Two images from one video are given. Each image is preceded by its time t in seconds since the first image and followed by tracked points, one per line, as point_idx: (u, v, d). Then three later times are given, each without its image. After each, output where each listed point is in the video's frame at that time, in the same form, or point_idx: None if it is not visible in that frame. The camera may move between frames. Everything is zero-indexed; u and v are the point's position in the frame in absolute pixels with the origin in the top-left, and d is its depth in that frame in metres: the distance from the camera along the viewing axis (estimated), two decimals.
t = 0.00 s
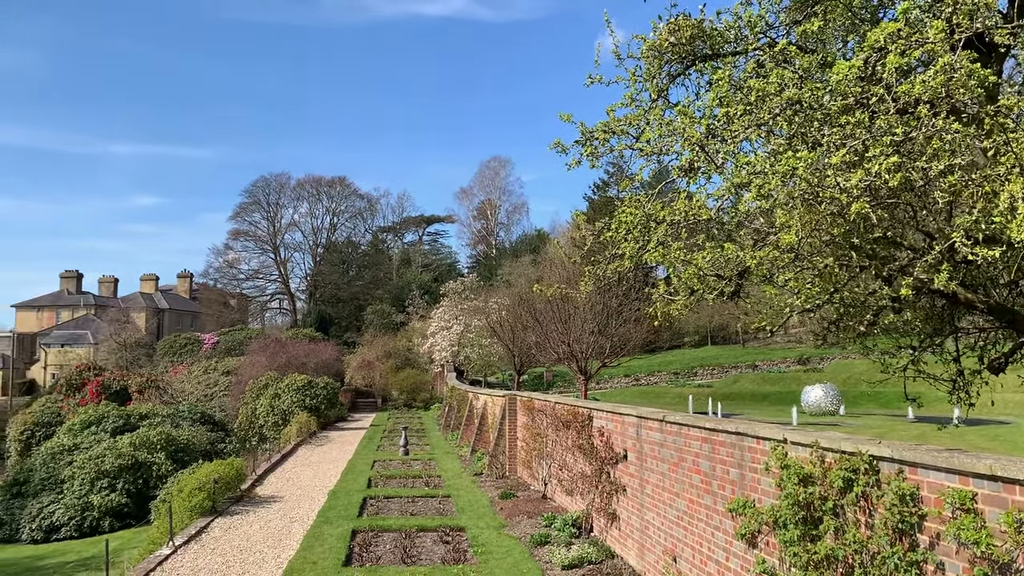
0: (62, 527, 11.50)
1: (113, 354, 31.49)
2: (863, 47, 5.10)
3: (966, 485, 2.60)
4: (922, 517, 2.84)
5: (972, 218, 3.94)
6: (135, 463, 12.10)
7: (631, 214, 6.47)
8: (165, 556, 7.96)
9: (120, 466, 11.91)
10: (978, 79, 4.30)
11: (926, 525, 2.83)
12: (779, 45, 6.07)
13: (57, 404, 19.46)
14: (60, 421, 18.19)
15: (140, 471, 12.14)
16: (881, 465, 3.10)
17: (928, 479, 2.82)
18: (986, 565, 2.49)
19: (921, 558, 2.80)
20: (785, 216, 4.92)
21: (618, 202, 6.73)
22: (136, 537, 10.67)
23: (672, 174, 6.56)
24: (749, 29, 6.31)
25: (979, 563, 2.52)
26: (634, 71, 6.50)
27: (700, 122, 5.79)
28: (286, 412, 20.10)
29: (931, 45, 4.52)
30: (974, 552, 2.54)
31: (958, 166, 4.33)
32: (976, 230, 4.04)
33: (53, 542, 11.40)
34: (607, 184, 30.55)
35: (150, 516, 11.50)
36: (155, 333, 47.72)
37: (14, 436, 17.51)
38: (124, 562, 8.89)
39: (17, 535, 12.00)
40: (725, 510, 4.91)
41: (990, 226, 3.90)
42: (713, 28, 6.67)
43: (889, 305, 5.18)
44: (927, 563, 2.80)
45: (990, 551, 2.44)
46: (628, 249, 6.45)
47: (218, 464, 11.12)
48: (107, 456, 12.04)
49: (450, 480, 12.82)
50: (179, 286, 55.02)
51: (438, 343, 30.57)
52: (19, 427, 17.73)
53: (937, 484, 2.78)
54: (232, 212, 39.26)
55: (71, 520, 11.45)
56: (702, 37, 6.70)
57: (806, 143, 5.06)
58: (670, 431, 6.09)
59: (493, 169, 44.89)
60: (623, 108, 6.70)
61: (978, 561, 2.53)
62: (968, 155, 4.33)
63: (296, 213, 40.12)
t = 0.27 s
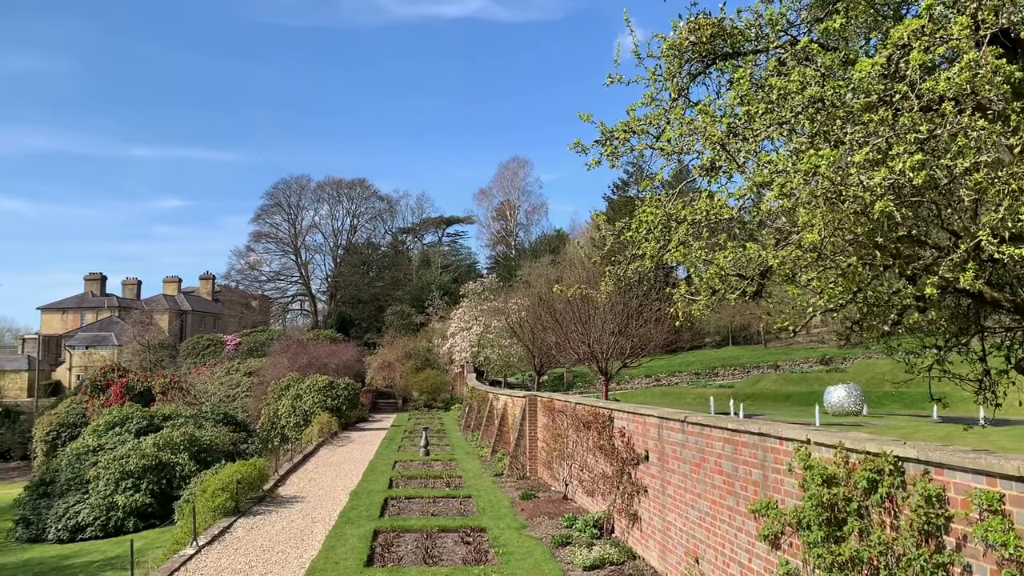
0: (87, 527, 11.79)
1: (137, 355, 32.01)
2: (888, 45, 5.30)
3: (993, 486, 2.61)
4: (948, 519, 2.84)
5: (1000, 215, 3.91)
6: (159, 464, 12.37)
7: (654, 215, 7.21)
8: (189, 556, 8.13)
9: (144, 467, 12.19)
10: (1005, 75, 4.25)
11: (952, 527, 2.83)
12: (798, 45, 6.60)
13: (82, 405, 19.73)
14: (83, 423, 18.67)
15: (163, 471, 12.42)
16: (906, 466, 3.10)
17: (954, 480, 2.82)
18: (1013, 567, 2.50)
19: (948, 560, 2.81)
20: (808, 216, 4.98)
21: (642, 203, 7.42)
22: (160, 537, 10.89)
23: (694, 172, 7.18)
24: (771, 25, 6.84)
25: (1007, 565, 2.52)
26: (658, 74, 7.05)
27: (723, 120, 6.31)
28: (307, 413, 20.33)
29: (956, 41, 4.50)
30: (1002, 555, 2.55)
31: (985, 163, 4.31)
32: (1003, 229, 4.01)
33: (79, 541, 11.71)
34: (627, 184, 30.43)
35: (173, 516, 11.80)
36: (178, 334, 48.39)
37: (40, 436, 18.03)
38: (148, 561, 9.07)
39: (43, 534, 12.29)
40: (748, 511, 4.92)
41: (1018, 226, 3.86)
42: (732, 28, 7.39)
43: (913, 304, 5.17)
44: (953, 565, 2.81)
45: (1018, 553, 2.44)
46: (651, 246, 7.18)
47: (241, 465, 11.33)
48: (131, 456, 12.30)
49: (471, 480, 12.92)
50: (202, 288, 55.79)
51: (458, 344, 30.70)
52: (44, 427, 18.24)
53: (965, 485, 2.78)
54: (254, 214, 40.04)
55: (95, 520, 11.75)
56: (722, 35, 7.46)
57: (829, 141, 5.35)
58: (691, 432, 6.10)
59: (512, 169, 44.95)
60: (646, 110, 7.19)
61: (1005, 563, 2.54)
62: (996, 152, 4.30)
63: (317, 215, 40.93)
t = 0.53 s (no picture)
0: (109, 527, 12.09)
1: (159, 357, 32.51)
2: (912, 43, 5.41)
3: (1018, 486, 2.62)
4: (973, 520, 2.87)
5: None
6: (180, 465, 12.58)
7: (672, 214, 7.65)
8: (211, 556, 8.28)
9: (166, 468, 12.42)
10: None
11: (977, 528, 2.86)
12: (818, 45, 6.93)
13: (105, 407, 20.06)
14: (106, 424, 19.04)
15: (184, 472, 12.64)
16: (930, 467, 3.13)
17: (979, 481, 2.84)
18: None
19: (972, 561, 2.83)
20: (829, 215, 5.00)
21: (661, 202, 7.84)
22: (181, 537, 11.11)
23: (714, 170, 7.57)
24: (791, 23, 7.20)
25: None
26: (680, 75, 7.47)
27: (745, 119, 6.65)
28: (327, 413, 20.55)
29: (978, 38, 4.51)
30: None
31: (1009, 160, 4.29)
32: None
33: (102, 541, 12.02)
34: (644, 184, 30.38)
35: (195, 516, 12.03)
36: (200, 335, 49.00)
37: (64, 437, 18.55)
38: (171, 561, 9.24)
39: (67, 534, 12.57)
40: (769, 512, 4.93)
41: None
42: (749, 27, 7.87)
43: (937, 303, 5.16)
44: (978, 566, 2.83)
45: None
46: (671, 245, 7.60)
47: (262, 465, 11.53)
48: (153, 458, 12.54)
49: (490, 481, 13.00)
50: (222, 289, 56.49)
51: (476, 344, 30.82)
52: (67, 428, 18.93)
53: (989, 485, 2.79)
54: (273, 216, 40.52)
55: (118, 520, 12.05)
56: (740, 34, 7.92)
57: (849, 138, 5.50)
58: (712, 432, 6.13)
59: (530, 169, 44.98)
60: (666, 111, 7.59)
61: None
62: (1021, 149, 4.28)
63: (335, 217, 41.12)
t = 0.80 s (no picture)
0: (131, 527, 12.32)
1: (180, 357, 32.99)
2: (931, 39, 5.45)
3: None
4: (997, 520, 2.88)
5: None
6: (200, 465, 12.79)
7: (691, 213, 7.89)
8: (231, 555, 8.41)
9: (186, 468, 12.63)
10: None
11: (1000, 529, 2.88)
12: (835, 42, 7.08)
13: (126, 408, 20.39)
14: (127, 424, 19.37)
15: (205, 472, 12.84)
16: (953, 467, 3.14)
17: (1003, 481, 2.85)
18: None
19: (997, 562, 2.85)
20: (848, 213, 5.01)
21: (680, 202, 8.08)
22: (201, 536, 11.32)
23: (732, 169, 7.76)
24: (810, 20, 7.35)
25: None
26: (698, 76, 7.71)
27: (763, 118, 6.80)
28: (345, 413, 20.74)
29: (1000, 34, 4.50)
30: None
31: None
32: None
33: (124, 540, 12.27)
34: (661, 183, 30.37)
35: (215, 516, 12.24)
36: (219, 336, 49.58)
37: (86, 437, 18.92)
38: (192, 561, 9.40)
39: (89, 533, 12.82)
40: (789, 512, 4.94)
41: None
42: (767, 24, 8.04)
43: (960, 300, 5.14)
44: (1003, 567, 2.85)
45: None
46: (690, 242, 7.87)
47: (281, 465, 11.71)
48: (173, 458, 12.78)
49: (508, 481, 13.08)
50: (241, 290, 57.12)
51: (493, 344, 30.91)
52: (88, 429, 19.20)
53: (1013, 485, 2.81)
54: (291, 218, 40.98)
55: (140, 519, 12.26)
56: (758, 31, 8.10)
57: (868, 137, 5.61)
58: (731, 432, 6.14)
59: (547, 169, 45.01)
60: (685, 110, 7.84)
61: None
62: None
63: (353, 218, 41.46)
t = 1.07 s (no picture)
0: (153, 525, 12.57)
1: (200, 357, 33.47)
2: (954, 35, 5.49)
3: None
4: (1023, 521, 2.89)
5: None
6: (221, 463, 13.02)
7: (711, 212, 8.00)
8: (252, 553, 8.56)
9: (207, 466, 12.86)
10: None
11: None
12: (857, 38, 7.11)
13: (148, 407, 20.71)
14: (149, 423, 19.68)
15: (226, 471, 13.06)
16: (977, 467, 3.15)
17: None
18: None
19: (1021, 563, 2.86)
20: (870, 211, 5.28)
21: (699, 200, 8.17)
22: (222, 535, 11.52)
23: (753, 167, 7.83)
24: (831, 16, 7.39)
25: None
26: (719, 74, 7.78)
27: (784, 114, 6.80)
28: (364, 412, 20.93)
29: None
30: None
31: None
32: None
33: (146, 538, 12.45)
34: (680, 180, 30.23)
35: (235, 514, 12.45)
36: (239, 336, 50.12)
37: (109, 436, 19.45)
38: (213, 559, 9.56)
39: (112, 532, 13.01)
40: (811, 512, 4.96)
41: None
42: (788, 20, 8.07)
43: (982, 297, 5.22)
44: None
45: None
46: (711, 242, 8.05)
47: (301, 464, 11.89)
48: (195, 456, 13.02)
49: (527, 480, 13.14)
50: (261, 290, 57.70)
51: (511, 344, 30.95)
52: (111, 427, 19.63)
53: None
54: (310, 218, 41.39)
55: (162, 518, 12.52)
56: (779, 28, 8.14)
57: (888, 133, 5.86)
58: (751, 432, 6.15)
59: (564, 168, 44.95)
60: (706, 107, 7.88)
61: None
62: None
63: (371, 218, 41.79)
